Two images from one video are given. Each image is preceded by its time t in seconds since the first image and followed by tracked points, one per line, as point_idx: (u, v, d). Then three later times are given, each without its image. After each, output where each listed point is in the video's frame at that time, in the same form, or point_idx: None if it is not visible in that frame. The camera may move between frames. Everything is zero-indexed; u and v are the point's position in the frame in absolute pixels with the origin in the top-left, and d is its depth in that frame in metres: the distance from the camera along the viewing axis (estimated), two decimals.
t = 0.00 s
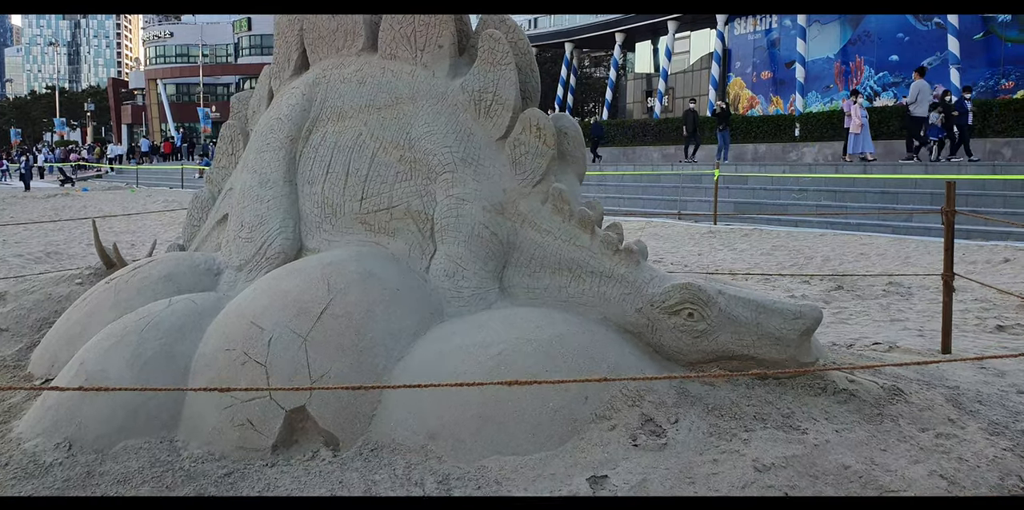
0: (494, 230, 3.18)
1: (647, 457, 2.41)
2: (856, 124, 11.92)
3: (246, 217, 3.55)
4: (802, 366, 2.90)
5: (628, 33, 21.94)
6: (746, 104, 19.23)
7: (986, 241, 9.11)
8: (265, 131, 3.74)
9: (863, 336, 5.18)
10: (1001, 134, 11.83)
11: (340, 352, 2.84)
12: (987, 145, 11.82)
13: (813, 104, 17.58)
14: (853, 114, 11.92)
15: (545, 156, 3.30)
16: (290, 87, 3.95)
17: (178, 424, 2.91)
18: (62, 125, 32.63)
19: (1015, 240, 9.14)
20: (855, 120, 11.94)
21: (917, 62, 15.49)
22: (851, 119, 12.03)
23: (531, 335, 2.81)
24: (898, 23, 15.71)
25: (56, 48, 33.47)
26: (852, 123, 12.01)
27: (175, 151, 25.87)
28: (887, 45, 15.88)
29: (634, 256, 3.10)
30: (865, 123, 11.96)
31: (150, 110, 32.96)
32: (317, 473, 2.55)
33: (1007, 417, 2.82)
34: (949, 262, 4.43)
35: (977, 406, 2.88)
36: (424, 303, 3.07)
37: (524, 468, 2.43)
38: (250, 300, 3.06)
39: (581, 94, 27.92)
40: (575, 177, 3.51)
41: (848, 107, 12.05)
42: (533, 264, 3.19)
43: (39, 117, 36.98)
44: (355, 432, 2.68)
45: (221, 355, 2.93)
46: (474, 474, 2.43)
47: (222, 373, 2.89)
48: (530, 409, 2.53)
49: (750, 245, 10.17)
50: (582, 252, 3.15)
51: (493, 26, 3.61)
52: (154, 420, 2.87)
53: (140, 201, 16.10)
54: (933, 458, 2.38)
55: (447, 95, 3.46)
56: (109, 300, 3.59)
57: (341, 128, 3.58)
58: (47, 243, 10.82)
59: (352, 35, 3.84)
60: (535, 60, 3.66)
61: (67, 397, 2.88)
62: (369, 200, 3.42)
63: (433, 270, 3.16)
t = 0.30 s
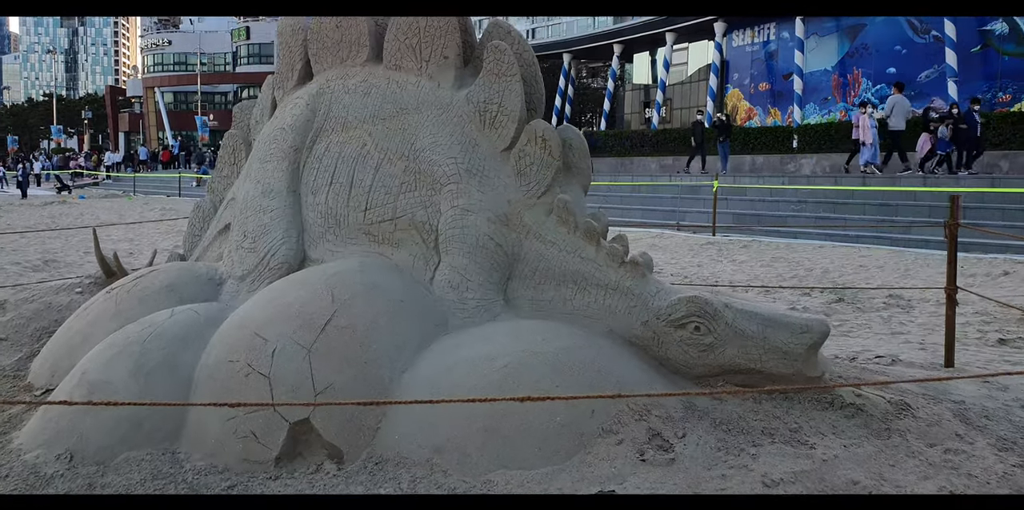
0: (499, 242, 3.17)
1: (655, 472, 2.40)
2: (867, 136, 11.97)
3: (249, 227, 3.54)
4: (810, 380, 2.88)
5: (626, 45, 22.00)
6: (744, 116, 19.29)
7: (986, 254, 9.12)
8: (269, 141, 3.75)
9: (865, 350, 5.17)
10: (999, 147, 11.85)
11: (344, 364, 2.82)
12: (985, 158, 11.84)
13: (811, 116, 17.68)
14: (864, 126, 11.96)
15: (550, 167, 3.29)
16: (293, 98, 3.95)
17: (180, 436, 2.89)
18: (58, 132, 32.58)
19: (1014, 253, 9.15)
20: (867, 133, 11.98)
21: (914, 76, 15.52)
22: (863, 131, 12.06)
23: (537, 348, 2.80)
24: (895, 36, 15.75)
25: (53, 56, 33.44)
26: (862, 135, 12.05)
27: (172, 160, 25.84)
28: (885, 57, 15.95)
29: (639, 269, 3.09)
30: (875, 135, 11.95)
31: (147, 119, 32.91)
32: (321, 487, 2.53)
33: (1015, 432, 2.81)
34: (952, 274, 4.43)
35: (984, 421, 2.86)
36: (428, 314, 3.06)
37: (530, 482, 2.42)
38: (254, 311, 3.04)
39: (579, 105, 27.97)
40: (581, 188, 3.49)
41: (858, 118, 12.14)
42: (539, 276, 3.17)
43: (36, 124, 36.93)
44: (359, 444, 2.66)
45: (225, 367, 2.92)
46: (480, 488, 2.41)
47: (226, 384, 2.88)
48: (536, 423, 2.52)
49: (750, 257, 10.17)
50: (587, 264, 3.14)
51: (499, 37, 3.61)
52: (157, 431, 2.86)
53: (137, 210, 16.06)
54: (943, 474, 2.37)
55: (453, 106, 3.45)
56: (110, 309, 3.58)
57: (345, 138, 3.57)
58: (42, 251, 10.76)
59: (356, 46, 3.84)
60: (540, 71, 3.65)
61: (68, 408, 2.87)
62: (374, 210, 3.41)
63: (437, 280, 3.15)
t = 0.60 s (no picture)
0: (502, 244, 3.16)
1: (661, 476, 2.39)
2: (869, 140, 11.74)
3: (248, 229, 3.52)
4: (814, 384, 2.88)
5: (618, 47, 22.02)
6: (735, 119, 19.31)
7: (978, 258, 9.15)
8: (269, 142, 3.73)
9: (863, 353, 5.17)
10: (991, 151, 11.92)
11: (346, 367, 2.80)
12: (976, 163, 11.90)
13: (802, 120, 17.68)
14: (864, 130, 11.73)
15: (554, 170, 3.28)
16: (293, 98, 3.92)
17: (180, 439, 2.87)
18: (47, 132, 32.35)
19: (1007, 257, 9.19)
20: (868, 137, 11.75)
21: (905, 79, 15.70)
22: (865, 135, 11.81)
23: (541, 351, 2.79)
24: (885, 40, 15.68)
25: (42, 55, 33.17)
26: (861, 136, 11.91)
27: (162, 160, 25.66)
28: (875, 62, 15.95)
29: (643, 272, 3.09)
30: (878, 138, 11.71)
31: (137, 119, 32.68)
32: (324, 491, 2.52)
33: (1018, 436, 2.81)
34: (951, 279, 4.44)
35: (988, 426, 2.87)
36: (431, 317, 3.04)
37: (535, 485, 2.41)
38: (255, 313, 3.02)
39: (571, 108, 27.98)
40: (584, 192, 3.48)
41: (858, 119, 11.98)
42: (541, 279, 3.16)
43: (24, 123, 36.60)
44: (362, 448, 2.64)
45: (225, 369, 2.90)
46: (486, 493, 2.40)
47: (226, 387, 2.86)
48: (542, 426, 2.52)
49: (743, 260, 10.18)
50: (591, 267, 3.13)
51: (502, 38, 3.60)
52: (157, 434, 2.83)
53: (127, 210, 15.94)
54: (949, 478, 2.37)
55: (455, 107, 3.44)
56: (107, 311, 3.55)
57: (345, 139, 3.55)
58: (32, 252, 10.68)
59: (356, 46, 3.82)
60: (543, 73, 3.64)
61: (66, 411, 2.86)
62: (375, 212, 3.39)
63: (440, 283, 3.13)
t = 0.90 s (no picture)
0: (512, 246, 3.16)
1: (678, 480, 2.40)
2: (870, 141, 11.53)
3: (254, 229, 3.50)
4: (827, 387, 2.89)
5: (611, 49, 22.04)
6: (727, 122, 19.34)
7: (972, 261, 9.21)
8: (274, 142, 3.71)
9: (864, 356, 5.18)
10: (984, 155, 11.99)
11: (357, 369, 2.79)
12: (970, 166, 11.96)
13: (795, 123, 17.69)
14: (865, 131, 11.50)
15: (564, 172, 3.27)
16: (298, 98, 3.91)
17: (188, 441, 2.85)
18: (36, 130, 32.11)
19: (1001, 259, 9.24)
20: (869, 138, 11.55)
21: (896, 83, 15.73)
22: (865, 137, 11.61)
23: (554, 354, 2.78)
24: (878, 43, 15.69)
25: (30, 53, 32.89)
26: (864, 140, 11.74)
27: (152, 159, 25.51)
28: (867, 65, 15.99)
29: (654, 274, 3.08)
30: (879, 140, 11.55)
31: (126, 117, 32.45)
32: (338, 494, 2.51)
33: None
34: (953, 283, 4.46)
35: (998, 429, 2.88)
36: (441, 319, 3.03)
37: (551, 488, 2.41)
38: (263, 314, 3.00)
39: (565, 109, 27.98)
40: (593, 194, 3.47)
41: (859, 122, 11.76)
42: (551, 281, 3.15)
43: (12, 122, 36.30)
44: (374, 450, 2.63)
45: (235, 370, 2.88)
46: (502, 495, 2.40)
47: (236, 388, 2.84)
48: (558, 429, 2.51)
49: (739, 262, 10.21)
50: (601, 269, 3.13)
51: (511, 39, 3.59)
52: (165, 436, 2.81)
53: (117, 210, 15.83)
54: (964, 482, 2.39)
55: (464, 109, 3.43)
56: (111, 311, 3.52)
57: (353, 140, 3.54)
58: (24, 251, 10.62)
59: (364, 47, 3.81)
60: (552, 75, 3.63)
61: (74, 412, 2.84)
62: (383, 213, 3.37)
63: (449, 284, 3.12)
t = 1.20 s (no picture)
0: (526, 246, 3.15)
1: (699, 481, 2.41)
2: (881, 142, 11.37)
3: (265, 228, 3.48)
4: (844, 388, 2.90)
5: (609, 48, 22.01)
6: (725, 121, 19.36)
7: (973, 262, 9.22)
8: (285, 141, 3.70)
9: (872, 356, 5.19)
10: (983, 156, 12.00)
11: (374, 369, 2.78)
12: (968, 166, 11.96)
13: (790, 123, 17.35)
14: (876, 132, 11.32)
15: (578, 171, 3.26)
16: (308, 97, 3.90)
17: (203, 441, 2.83)
18: (31, 128, 31.94)
19: (1002, 259, 9.26)
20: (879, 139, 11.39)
21: (894, 84, 15.73)
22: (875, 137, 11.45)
23: (571, 354, 2.78)
24: (876, 44, 15.84)
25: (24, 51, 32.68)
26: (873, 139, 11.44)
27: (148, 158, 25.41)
28: (866, 66, 16.02)
29: (669, 275, 3.08)
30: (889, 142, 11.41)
31: (122, 116, 32.29)
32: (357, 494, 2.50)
33: None
34: (962, 284, 4.46)
35: (1015, 429, 2.89)
36: (455, 319, 3.02)
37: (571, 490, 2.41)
38: (277, 314, 2.99)
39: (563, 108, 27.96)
40: (607, 194, 3.46)
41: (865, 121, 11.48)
42: (565, 280, 3.15)
43: (6, 120, 36.08)
44: (392, 450, 2.62)
45: (249, 370, 2.88)
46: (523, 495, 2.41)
47: (251, 388, 2.83)
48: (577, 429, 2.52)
49: (740, 262, 10.21)
50: (616, 269, 3.12)
51: (524, 39, 3.58)
52: (180, 435, 2.80)
53: (114, 209, 15.76)
54: (985, 483, 2.40)
55: (477, 108, 3.43)
56: (120, 310, 3.50)
57: (365, 139, 3.53)
58: (21, 249, 10.54)
59: (375, 45, 3.80)
60: (565, 74, 3.61)
61: (87, 412, 2.82)
62: (395, 212, 3.36)
63: (463, 284, 3.11)
